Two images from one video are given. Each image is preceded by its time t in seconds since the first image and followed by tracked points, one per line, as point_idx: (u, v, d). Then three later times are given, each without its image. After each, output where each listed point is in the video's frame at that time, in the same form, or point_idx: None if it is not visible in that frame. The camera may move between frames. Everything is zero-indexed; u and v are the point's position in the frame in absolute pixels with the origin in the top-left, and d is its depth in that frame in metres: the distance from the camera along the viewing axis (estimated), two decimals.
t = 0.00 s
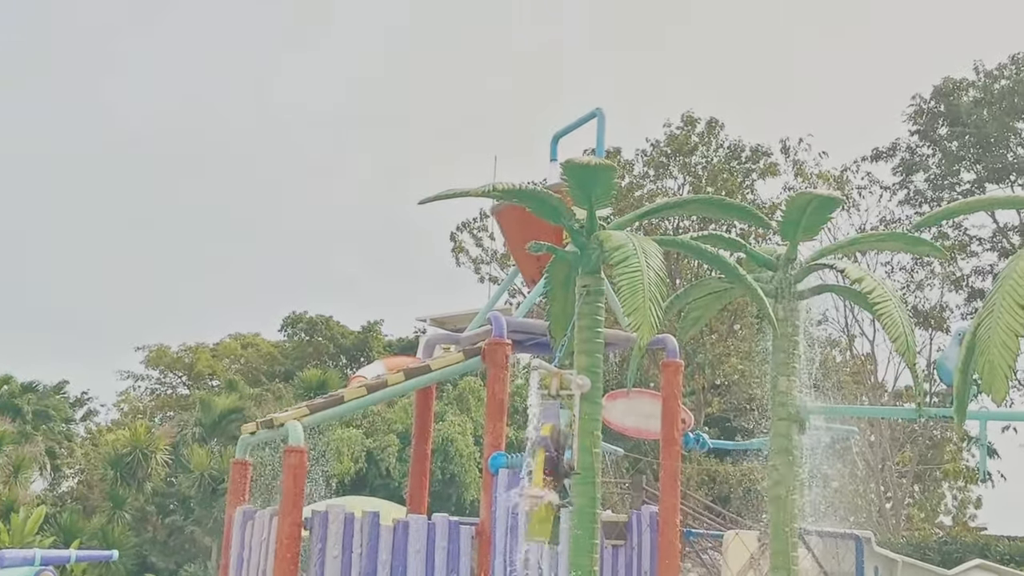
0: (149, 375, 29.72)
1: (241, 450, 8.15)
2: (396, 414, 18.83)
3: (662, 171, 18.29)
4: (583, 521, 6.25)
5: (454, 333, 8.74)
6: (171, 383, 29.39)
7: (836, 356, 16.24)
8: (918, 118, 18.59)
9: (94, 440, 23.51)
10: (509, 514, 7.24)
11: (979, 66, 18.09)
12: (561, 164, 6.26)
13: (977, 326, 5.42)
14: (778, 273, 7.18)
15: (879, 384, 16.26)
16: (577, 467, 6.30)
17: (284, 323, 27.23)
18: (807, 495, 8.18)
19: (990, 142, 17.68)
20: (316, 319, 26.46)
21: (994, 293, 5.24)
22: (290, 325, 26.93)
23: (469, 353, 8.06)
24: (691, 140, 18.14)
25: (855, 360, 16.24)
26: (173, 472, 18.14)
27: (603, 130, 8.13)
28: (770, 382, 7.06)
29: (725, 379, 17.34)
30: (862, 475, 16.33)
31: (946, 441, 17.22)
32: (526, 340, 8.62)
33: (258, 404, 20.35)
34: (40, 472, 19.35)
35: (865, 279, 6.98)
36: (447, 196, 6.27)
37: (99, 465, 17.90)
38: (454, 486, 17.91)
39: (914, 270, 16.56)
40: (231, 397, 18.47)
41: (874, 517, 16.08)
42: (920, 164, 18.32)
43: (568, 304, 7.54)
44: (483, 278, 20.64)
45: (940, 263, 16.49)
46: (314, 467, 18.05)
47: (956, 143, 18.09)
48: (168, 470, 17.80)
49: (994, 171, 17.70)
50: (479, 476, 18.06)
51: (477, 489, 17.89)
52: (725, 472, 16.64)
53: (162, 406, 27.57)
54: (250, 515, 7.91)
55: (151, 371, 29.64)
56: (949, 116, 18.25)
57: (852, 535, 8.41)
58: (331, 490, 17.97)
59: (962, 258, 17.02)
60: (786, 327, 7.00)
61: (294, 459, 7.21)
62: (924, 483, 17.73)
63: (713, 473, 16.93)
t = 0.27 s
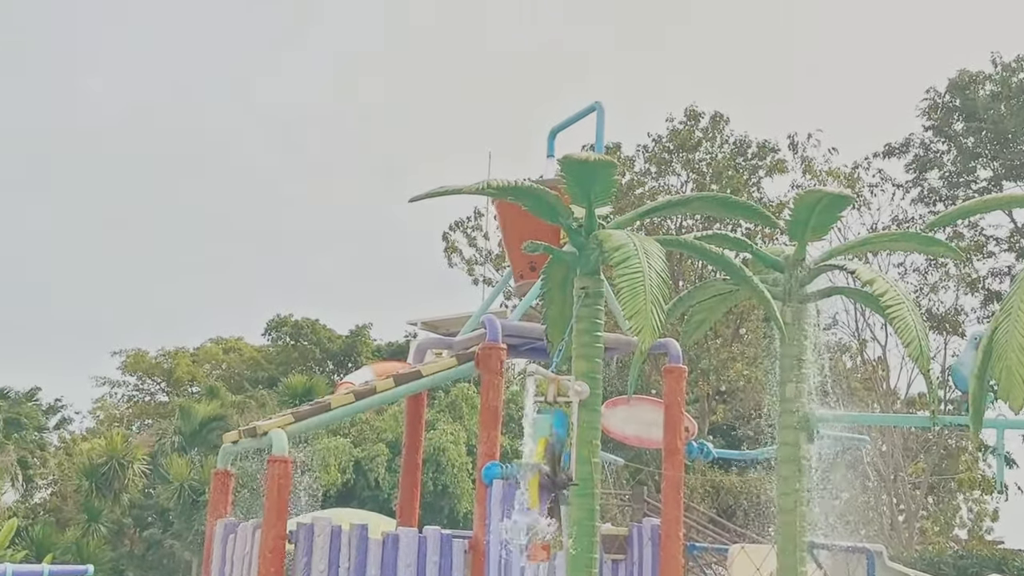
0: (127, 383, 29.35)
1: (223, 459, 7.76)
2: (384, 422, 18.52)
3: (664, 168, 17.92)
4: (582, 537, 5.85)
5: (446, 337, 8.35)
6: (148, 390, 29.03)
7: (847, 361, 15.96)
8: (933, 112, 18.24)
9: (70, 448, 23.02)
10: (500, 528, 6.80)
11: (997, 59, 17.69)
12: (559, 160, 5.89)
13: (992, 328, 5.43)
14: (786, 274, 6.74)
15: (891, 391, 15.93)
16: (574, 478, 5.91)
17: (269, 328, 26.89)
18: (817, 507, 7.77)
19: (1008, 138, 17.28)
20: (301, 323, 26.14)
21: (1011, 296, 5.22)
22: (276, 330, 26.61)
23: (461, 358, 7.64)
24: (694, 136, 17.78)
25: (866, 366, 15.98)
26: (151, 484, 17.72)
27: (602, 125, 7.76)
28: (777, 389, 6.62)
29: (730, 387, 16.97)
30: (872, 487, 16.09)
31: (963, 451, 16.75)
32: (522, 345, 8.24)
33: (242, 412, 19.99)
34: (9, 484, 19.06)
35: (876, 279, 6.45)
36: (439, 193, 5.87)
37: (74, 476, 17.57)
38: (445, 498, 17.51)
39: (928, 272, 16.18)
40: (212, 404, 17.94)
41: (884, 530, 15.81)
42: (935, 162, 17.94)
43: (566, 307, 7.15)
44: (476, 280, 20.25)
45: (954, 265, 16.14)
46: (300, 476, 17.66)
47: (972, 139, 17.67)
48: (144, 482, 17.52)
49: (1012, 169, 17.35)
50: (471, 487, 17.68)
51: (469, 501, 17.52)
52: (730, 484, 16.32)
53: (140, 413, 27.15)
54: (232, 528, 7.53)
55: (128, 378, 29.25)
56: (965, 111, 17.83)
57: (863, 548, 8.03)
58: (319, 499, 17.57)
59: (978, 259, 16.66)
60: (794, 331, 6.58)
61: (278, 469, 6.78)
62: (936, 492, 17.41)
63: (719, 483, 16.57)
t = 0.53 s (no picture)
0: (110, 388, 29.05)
1: (208, 466, 7.48)
2: (376, 429, 18.32)
3: (665, 165, 17.66)
4: (580, 545, 5.58)
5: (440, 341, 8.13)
6: (129, 394, 28.70)
7: (853, 365, 15.77)
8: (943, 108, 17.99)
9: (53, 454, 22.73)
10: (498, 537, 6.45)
11: (1007, 54, 17.61)
12: (557, 156, 5.66)
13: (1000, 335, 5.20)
14: (788, 275, 6.48)
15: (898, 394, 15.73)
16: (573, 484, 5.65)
17: (258, 331, 26.69)
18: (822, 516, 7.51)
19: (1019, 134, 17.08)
20: (290, 325, 25.97)
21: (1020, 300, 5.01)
22: (265, 332, 26.41)
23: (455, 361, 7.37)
24: (695, 133, 17.56)
25: (873, 369, 15.76)
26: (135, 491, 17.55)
27: (601, 120, 7.52)
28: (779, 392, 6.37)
29: (733, 393, 16.76)
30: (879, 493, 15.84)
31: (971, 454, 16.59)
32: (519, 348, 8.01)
33: (230, 417, 19.73)
34: None
35: (884, 280, 6.19)
36: (433, 190, 5.62)
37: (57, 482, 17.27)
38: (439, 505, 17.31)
39: (937, 273, 15.95)
40: (197, 409, 17.75)
41: (891, 537, 15.67)
42: (945, 159, 17.70)
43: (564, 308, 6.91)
44: (471, 280, 20.02)
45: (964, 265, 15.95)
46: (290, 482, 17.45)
47: (982, 136, 17.44)
48: (129, 488, 17.37)
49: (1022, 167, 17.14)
50: (465, 494, 17.46)
51: (463, 509, 17.31)
52: (733, 492, 16.10)
53: (123, 419, 26.89)
54: (218, 539, 7.28)
55: (113, 382, 28.97)
56: (975, 106, 17.58)
57: (870, 557, 7.79)
58: (310, 504, 17.33)
59: (989, 259, 16.44)
60: (798, 334, 6.32)
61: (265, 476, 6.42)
62: (945, 498, 17.22)
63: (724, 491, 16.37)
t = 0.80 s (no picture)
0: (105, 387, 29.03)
1: (202, 467, 7.42)
2: (372, 430, 18.32)
3: (663, 164, 17.63)
4: (578, 548, 5.54)
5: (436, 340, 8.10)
6: (126, 393, 28.68)
7: (852, 364, 15.71)
8: (941, 107, 17.97)
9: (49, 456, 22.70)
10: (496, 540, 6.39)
11: (1006, 52, 17.57)
12: (553, 156, 5.62)
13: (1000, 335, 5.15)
14: (787, 274, 6.44)
15: (896, 394, 15.71)
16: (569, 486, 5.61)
17: (253, 331, 26.65)
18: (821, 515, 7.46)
19: (1018, 132, 17.02)
20: (285, 325, 25.93)
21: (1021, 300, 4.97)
22: (260, 332, 26.37)
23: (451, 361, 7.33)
24: (693, 131, 17.51)
25: (871, 368, 15.74)
26: (129, 492, 17.50)
27: (598, 119, 7.49)
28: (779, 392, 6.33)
29: (733, 393, 16.71)
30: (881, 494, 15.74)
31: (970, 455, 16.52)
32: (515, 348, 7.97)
33: (227, 417, 19.68)
34: None
35: (883, 279, 6.15)
36: (428, 190, 5.58)
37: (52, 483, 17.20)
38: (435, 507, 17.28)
39: (936, 272, 15.90)
40: (192, 410, 17.71)
41: (890, 539, 15.62)
42: (944, 158, 17.65)
43: (561, 308, 6.88)
44: (468, 280, 19.97)
45: (963, 264, 15.90)
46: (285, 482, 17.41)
47: (981, 135, 17.43)
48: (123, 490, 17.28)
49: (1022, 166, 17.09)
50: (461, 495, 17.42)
51: (459, 510, 17.26)
52: (731, 493, 16.08)
53: (118, 420, 26.88)
54: (214, 540, 7.24)
55: (108, 382, 28.94)
56: (974, 104, 17.57)
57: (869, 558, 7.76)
58: (305, 504, 17.29)
59: (988, 259, 16.39)
60: (796, 334, 6.28)
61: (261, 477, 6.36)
62: (943, 499, 17.16)
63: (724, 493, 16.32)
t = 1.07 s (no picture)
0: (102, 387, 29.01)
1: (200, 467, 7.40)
2: (371, 430, 18.32)
3: (661, 164, 17.66)
4: (576, 550, 5.53)
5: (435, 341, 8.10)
6: (124, 393, 28.68)
7: (850, 364, 15.71)
8: (940, 107, 17.97)
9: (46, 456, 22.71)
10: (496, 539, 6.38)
11: (1004, 52, 17.58)
12: (552, 156, 5.61)
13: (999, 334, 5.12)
14: (786, 275, 6.43)
15: (894, 394, 15.73)
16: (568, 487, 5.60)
17: (249, 331, 26.63)
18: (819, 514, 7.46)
19: (1016, 132, 17.01)
20: (281, 325, 25.91)
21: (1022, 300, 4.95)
22: (258, 332, 26.35)
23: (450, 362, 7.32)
24: (691, 131, 17.50)
25: (869, 368, 15.75)
26: (128, 493, 17.51)
27: (596, 119, 7.49)
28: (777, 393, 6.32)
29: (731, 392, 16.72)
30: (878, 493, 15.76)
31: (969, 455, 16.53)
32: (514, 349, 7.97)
33: (224, 417, 19.67)
34: None
35: (881, 279, 6.14)
36: (426, 191, 5.58)
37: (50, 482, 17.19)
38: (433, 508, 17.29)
39: (934, 272, 15.91)
40: (191, 410, 17.72)
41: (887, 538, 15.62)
42: (942, 158, 17.64)
43: (560, 308, 6.87)
44: (466, 280, 19.96)
45: (961, 264, 15.91)
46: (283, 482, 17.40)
47: (979, 134, 17.43)
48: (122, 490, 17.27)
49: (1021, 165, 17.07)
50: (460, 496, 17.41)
51: (457, 510, 17.26)
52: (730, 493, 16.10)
53: (116, 420, 26.87)
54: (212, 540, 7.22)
55: (106, 382, 28.91)
56: (972, 104, 17.57)
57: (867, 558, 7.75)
58: (301, 505, 17.29)
59: (986, 259, 16.40)
60: (795, 334, 6.27)
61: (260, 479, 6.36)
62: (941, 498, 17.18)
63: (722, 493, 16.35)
